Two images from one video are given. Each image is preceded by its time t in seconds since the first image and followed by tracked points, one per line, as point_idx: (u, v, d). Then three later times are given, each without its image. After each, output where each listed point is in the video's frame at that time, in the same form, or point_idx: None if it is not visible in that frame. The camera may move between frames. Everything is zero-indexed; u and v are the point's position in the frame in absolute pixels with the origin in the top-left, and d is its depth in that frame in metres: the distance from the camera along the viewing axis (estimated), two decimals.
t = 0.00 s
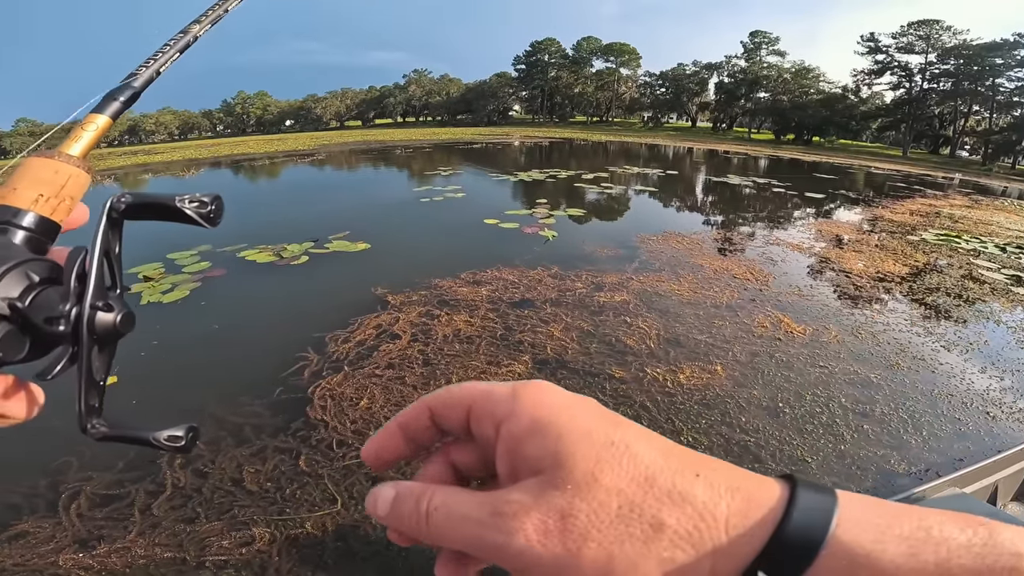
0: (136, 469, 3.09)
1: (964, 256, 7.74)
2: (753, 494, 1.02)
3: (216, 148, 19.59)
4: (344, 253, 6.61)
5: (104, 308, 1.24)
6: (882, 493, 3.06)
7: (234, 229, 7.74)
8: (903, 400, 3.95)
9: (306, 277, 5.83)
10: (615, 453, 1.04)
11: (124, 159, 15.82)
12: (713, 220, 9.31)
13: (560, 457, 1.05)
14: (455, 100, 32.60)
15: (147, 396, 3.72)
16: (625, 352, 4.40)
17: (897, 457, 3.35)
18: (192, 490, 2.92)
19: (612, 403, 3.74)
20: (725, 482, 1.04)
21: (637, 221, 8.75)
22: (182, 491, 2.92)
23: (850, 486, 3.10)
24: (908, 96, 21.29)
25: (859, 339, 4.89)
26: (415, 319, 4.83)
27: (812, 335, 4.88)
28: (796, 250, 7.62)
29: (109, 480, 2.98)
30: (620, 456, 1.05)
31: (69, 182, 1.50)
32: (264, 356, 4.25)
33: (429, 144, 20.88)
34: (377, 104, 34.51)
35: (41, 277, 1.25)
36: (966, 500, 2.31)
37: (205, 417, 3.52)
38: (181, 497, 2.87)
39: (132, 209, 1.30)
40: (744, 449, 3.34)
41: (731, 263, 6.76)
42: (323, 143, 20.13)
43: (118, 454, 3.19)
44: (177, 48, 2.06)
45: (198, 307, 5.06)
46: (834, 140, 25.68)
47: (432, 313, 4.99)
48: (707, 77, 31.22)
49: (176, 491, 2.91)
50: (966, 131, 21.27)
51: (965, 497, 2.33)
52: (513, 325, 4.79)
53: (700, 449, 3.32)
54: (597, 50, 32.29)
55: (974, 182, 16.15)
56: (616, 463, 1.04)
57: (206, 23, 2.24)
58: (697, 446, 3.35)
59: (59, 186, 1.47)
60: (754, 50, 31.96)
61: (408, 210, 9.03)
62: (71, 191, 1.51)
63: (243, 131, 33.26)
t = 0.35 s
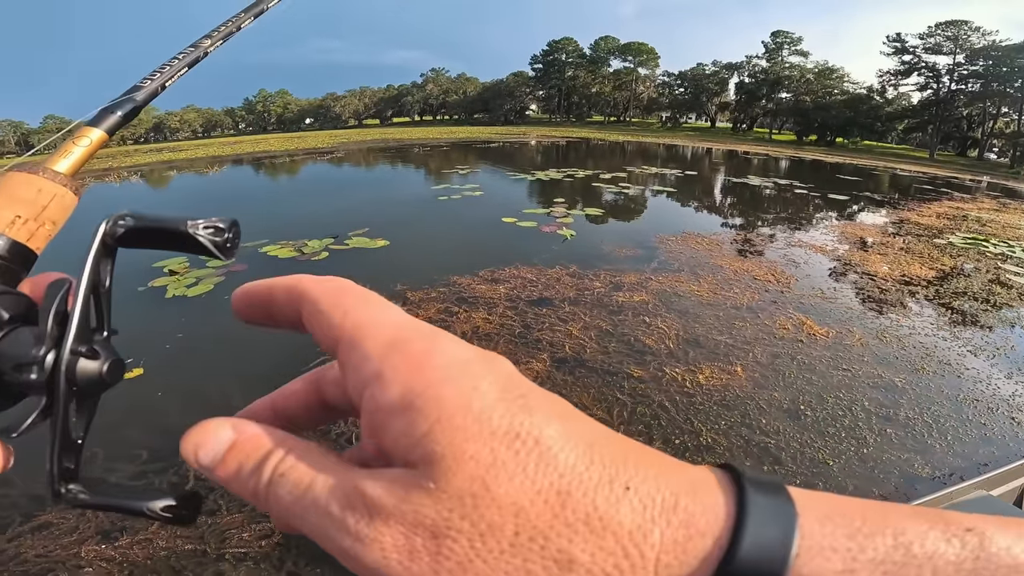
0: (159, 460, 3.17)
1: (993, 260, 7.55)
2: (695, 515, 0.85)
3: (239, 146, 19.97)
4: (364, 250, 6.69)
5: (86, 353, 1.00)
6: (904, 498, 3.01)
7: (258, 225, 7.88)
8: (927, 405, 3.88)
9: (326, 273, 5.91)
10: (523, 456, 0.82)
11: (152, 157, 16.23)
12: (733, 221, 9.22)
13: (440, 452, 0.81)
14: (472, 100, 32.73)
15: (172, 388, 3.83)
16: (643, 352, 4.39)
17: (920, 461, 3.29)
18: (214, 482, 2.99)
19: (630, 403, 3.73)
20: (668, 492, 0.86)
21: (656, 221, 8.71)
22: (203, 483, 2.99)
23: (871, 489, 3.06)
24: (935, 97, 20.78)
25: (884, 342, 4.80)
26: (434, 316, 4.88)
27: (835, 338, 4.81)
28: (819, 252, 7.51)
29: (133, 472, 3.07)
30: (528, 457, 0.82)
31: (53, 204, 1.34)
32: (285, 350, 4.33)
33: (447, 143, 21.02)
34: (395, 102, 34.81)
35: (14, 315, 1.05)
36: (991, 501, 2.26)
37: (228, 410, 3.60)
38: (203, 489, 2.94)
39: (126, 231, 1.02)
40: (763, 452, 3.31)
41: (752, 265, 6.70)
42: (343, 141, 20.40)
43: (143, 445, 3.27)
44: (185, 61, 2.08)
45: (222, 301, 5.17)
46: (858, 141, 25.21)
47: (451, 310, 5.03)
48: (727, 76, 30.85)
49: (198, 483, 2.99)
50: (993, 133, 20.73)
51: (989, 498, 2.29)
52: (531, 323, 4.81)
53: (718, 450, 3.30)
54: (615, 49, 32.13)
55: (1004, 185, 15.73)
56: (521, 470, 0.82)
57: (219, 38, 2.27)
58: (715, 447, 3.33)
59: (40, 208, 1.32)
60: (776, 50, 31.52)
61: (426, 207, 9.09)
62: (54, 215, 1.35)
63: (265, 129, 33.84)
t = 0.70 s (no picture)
0: (177, 453, 3.21)
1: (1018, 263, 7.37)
2: (697, 567, 0.71)
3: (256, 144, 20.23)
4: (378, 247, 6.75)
5: (86, 417, 0.95)
6: (922, 501, 2.96)
7: (274, 222, 7.99)
8: (947, 408, 3.82)
9: (341, 270, 5.97)
10: (501, 531, 0.71)
11: (172, 155, 16.52)
12: (749, 222, 9.13)
13: (411, 537, 0.73)
14: (486, 99, 32.78)
15: (190, 382, 3.91)
16: (658, 352, 4.37)
17: (939, 465, 3.24)
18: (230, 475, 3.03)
19: (643, 403, 3.72)
20: (658, 545, 0.73)
21: (670, 222, 8.65)
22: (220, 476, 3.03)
23: (888, 492, 3.02)
24: (958, 96, 20.32)
25: (903, 345, 4.73)
26: (448, 314, 4.91)
27: (852, 340, 4.74)
28: (837, 253, 7.41)
29: (153, 463, 3.11)
30: (504, 533, 0.72)
31: (103, 296, 1.10)
32: (301, 346, 4.39)
33: (461, 142, 21.10)
34: (409, 101, 35.00)
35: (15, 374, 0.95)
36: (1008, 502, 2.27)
37: (245, 405, 3.65)
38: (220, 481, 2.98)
39: (154, 308, 1.08)
40: (778, 453, 3.28)
41: (768, 266, 6.63)
42: (357, 139, 20.58)
43: (161, 438, 3.32)
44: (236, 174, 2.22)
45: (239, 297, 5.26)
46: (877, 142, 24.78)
47: (465, 308, 5.06)
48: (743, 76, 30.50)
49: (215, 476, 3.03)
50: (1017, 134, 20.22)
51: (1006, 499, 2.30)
52: (545, 322, 4.81)
53: (733, 451, 3.28)
54: (630, 49, 31.94)
55: None
56: (503, 547, 0.71)
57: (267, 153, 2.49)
58: (730, 448, 3.31)
59: (88, 297, 1.08)
60: (793, 49, 31.10)
61: (440, 206, 9.15)
62: (101, 307, 1.10)
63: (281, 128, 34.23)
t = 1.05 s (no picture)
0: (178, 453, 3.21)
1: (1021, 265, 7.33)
2: None
3: (259, 144, 20.30)
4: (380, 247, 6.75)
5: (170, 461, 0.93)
6: (924, 502, 2.95)
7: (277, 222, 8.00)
8: (950, 410, 3.80)
9: (343, 271, 5.98)
10: None
11: (175, 155, 16.60)
12: (751, 222, 9.12)
13: None
14: (488, 99, 32.81)
15: (192, 381, 3.92)
16: (660, 352, 4.37)
17: (942, 466, 3.22)
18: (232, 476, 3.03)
19: (645, 404, 3.72)
20: (688, 574, 0.61)
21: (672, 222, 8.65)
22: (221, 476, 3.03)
23: (890, 493, 3.00)
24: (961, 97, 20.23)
25: (906, 346, 4.71)
26: (449, 314, 4.91)
27: (855, 341, 4.73)
28: (840, 255, 7.39)
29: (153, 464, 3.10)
30: None
31: (153, 364, 1.18)
32: (303, 347, 4.39)
33: (463, 142, 21.13)
34: (411, 101, 35.10)
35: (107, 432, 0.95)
36: (1014, 510, 2.30)
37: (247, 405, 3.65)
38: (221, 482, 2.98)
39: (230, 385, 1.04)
40: (780, 454, 3.27)
41: (770, 267, 6.62)
42: (360, 139, 20.62)
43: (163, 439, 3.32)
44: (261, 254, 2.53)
45: (240, 297, 5.26)
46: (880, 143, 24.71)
47: (467, 308, 5.06)
48: (746, 76, 30.44)
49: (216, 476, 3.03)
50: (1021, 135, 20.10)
51: (1012, 505, 2.33)
52: (546, 322, 4.81)
53: (734, 452, 3.27)
54: (632, 49, 31.92)
55: None
56: None
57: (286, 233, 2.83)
58: (731, 449, 3.30)
59: (141, 363, 1.14)
60: (796, 50, 31.04)
61: (442, 206, 9.16)
62: (151, 373, 1.17)
63: (283, 128, 34.35)
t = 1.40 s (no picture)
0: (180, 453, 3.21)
1: None
2: None
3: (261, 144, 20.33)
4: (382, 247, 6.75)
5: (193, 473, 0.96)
6: (926, 504, 2.94)
7: (279, 222, 8.02)
8: (953, 411, 3.78)
9: (345, 270, 5.99)
10: None
11: (178, 155, 16.63)
12: (753, 223, 9.10)
13: None
14: (490, 99, 32.79)
15: (194, 380, 3.92)
16: (662, 353, 4.37)
17: (944, 467, 3.21)
18: (233, 476, 3.03)
19: (647, 404, 3.71)
20: None
21: (674, 223, 8.64)
22: (221, 477, 3.02)
23: (892, 495, 2.99)
24: (965, 97, 20.15)
25: (908, 348, 4.69)
26: (451, 314, 4.91)
27: (857, 342, 4.72)
28: (842, 255, 7.37)
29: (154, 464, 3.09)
30: None
31: (167, 379, 1.24)
32: (305, 346, 4.40)
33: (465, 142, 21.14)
34: (413, 101, 35.14)
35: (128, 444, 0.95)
36: (1014, 512, 2.29)
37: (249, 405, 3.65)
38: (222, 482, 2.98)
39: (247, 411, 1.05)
40: (782, 455, 3.26)
41: (772, 267, 6.61)
42: (362, 140, 20.62)
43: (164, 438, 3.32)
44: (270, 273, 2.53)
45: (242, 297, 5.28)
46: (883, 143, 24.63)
47: (468, 308, 5.07)
48: (748, 77, 30.38)
49: (216, 478, 3.02)
50: None
51: (1011, 508, 2.32)
52: (548, 323, 4.81)
53: (735, 453, 3.27)
54: (634, 49, 31.88)
55: None
56: None
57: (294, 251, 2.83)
58: (733, 450, 3.29)
59: (156, 378, 1.20)
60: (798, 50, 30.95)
61: (443, 206, 9.16)
62: (166, 389, 1.23)
63: (286, 128, 34.42)
